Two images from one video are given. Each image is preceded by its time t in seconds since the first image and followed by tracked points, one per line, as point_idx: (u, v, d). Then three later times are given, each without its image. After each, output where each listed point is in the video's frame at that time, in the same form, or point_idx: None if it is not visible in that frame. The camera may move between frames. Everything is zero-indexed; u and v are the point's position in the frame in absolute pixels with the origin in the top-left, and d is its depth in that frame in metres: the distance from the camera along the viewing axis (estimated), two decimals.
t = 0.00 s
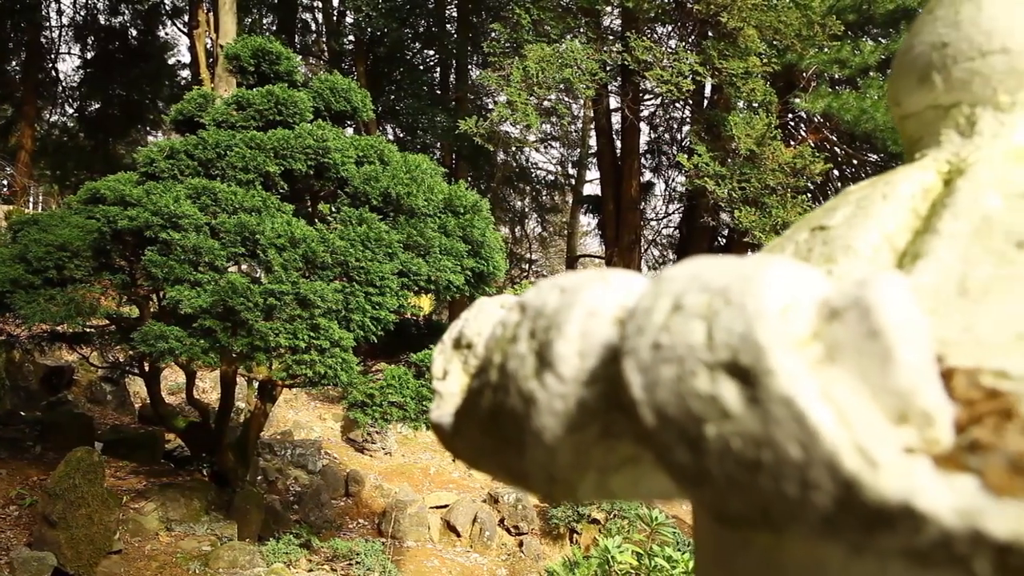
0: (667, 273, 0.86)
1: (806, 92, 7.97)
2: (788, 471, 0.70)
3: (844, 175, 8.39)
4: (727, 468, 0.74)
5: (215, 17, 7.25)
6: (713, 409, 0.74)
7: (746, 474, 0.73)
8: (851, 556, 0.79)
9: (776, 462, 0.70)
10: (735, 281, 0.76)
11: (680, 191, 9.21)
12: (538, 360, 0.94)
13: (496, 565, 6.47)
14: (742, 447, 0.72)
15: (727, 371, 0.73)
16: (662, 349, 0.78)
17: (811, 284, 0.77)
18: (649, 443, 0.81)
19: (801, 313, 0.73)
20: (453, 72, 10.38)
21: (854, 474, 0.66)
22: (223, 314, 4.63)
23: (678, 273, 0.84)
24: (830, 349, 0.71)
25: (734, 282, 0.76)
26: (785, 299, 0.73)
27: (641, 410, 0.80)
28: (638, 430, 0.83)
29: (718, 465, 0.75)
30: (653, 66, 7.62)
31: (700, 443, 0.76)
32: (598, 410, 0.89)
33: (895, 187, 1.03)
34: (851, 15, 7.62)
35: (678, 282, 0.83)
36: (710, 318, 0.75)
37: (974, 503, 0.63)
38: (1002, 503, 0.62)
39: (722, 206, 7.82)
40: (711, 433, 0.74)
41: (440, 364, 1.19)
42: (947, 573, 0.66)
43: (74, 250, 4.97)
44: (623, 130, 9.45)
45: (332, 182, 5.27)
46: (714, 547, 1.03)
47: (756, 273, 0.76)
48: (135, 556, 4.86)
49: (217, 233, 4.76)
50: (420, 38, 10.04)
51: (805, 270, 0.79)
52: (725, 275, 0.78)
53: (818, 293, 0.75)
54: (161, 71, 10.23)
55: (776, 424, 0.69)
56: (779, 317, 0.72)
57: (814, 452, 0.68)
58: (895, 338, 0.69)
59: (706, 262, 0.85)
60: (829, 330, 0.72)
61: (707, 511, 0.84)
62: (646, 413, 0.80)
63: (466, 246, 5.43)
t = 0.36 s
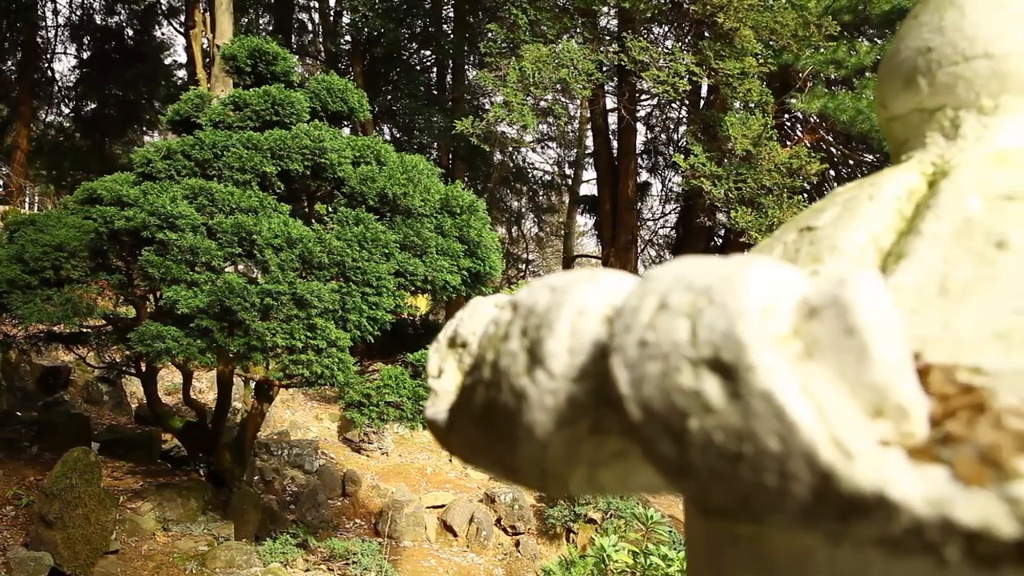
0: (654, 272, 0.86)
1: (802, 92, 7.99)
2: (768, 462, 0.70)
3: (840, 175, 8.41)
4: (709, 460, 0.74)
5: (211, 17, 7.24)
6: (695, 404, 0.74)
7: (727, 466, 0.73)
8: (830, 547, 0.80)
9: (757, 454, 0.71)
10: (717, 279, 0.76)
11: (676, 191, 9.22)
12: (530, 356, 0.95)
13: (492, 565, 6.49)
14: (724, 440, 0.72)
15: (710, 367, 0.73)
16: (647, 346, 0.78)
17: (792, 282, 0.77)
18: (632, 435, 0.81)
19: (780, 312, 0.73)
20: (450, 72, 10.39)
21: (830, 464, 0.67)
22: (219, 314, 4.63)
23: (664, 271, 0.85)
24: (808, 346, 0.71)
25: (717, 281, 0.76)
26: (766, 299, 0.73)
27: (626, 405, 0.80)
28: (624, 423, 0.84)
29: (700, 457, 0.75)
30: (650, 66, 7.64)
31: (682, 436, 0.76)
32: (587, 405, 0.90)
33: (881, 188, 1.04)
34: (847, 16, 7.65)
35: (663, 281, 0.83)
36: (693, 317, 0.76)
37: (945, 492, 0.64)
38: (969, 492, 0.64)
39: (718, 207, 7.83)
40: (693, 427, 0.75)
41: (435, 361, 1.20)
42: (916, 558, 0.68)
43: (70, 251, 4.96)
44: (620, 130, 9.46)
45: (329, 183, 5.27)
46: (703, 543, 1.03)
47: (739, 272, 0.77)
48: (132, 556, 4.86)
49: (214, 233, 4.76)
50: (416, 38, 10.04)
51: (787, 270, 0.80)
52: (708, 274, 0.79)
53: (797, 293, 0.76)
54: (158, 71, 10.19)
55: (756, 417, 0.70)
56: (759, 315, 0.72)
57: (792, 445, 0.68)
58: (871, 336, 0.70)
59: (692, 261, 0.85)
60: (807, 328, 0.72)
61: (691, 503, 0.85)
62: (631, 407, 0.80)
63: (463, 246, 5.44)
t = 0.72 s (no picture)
0: (642, 271, 0.87)
1: (800, 92, 8.00)
2: (751, 455, 0.71)
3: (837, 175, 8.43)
4: (695, 453, 0.75)
5: (209, 17, 7.24)
6: (681, 399, 0.75)
7: (712, 459, 0.74)
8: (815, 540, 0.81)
9: (741, 447, 0.71)
10: (704, 278, 0.77)
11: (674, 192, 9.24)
12: (523, 354, 0.96)
13: (490, 564, 6.50)
14: (709, 434, 0.73)
15: (695, 364, 0.74)
16: (635, 343, 0.78)
17: (778, 281, 0.78)
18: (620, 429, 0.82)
19: (764, 311, 0.74)
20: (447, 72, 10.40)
21: (810, 457, 0.68)
22: (218, 314, 4.64)
23: (652, 270, 0.85)
24: (791, 343, 0.72)
25: (703, 280, 0.77)
26: (751, 298, 0.74)
27: (615, 401, 0.80)
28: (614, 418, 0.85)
29: (686, 451, 0.76)
30: (647, 67, 7.66)
31: (669, 430, 0.77)
32: (579, 401, 0.91)
33: (869, 189, 1.05)
34: (844, 17, 7.67)
35: (651, 279, 0.83)
36: (680, 314, 0.76)
37: (919, 483, 0.65)
38: (944, 483, 0.65)
39: (716, 207, 7.85)
40: (680, 422, 0.75)
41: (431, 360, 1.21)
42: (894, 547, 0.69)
43: (69, 251, 4.97)
44: (617, 130, 9.47)
45: (326, 183, 5.28)
46: (695, 536, 1.04)
47: (725, 271, 0.77)
48: (130, 556, 4.86)
49: (212, 233, 4.77)
50: (414, 38, 10.04)
51: (772, 269, 0.80)
52: (695, 273, 0.80)
53: (782, 291, 0.76)
54: (155, 70, 10.18)
55: (740, 411, 0.71)
56: (744, 313, 0.73)
57: (774, 438, 0.69)
58: (852, 334, 0.70)
59: (680, 260, 0.86)
60: (791, 326, 0.73)
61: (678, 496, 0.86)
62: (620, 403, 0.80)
63: (460, 246, 5.46)
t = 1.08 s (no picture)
0: (628, 270, 0.88)
1: (795, 92, 8.02)
2: (730, 447, 0.72)
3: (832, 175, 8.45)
4: (678, 445, 0.76)
5: (204, 17, 7.23)
6: (664, 393, 0.76)
7: (694, 451, 0.75)
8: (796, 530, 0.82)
9: (722, 439, 0.72)
10: (687, 277, 0.78)
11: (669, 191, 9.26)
12: (513, 350, 0.97)
13: (486, 564, 6.51)
14: (690, 426, 0.74)
15: (677, 358, 0.75)
16: (621, 339, 0.79)
17: (759, 280, 0.79)
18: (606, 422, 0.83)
19: (744, 308, 0.75)
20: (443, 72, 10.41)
21: (786, 448, 0.69)
22: (214, 314, 4.64)
23: (638, 269, 0.87)
24: (770, 339, 0.73)
25: (686, 278, 0.78)
26: (731, 296, 0.75)
27: (601, 395, 0.81)
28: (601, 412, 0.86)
29: (669, 443, 0.77)
30: (643, 66, 7.66)
31: (652, 423, 0.78)
32: (567, 397, 0.92)
33: (854, 191, 1.07)
34: (840, 17, 7.69)
35: (636, 278, 0.85)
36: (663, 312, 0.77)
37: (890, 473, 0.67)
38: (914, 472, 0.66)
39: (711, 206, 7.86)
40: (664, 416, 0.76)
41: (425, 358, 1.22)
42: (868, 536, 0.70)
43: (64, 251, 4.96)
44: (613, 130, 9.49)
45: (322, 183, 5.28)
46: (684, 530, 1.05)
47: (707, 271, 0.78)
48: (126, 555, 4.86)
49: (208, 233, 4.77)
50: (410, 38, 10.03)
51: (754, 269, 0.81)
52: (678, 272, 0.81)
53: (763, 289, 0.78)
54: (151, 70, 10.18)
55: (720, 405, 0.72)
56: (725, 311, 0.74)
57: (752, 430, 0.70)
58: (829, 330, 0.71)
59: (665, 260, 0.87)
60: (769, 322, 0.74)
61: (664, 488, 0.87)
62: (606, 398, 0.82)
63: (455, 246, 5.48)
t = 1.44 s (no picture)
0: (612, 269, 0.90)
1: (790, 92, 8.05)
2: (706, 437, 0.74)
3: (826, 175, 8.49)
4: (657, 436, 0.78)
5: (200, 17, 7.23)
6: (644, 386, 0.78)
7: (672, 441, 0.77)
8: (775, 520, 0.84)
9: (697, 429, 0.74)
10: (666, 276, 0.80)
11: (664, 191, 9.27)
12: (502, 347, 0.99)
13: (482, 563, 6.53)
14: (668, 417, 0.76)
15: (656, 353, 0.77)
16: (603, 335, 0.81)
17: (736, 279, 0.81)
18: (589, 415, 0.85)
19: (719, 306, 0.77)
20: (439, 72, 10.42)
21: (758, 438, 0.71)
22: (210, 314, 4.65)
23: (621, 268, 0.88)
24: (744, 335, 0.75)
25: (665, 277, 0.80)
26: (708, 294, 0.77)
27: (585, 389, 0.83)
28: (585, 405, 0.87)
29: (649, 434, 0.79)
30: (638, 67, 7.68)
31: (633, 415, 0.79)
32: (553, 391, 0.93)
33: (835, 193, 1.09)
34: (835, 17, 7.73)
35: (619, 276, 0.86)
36: (643, 309, 0.79)
37: (854, 461, 0.68)
38: (877, 460, 0.68)
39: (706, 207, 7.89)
40: (644, 408, 0.78)
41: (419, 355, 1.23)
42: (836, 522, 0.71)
43: (60, 251, 4.97)
44: (608, 130, 9.50)
45: (317, 183, 5.29)
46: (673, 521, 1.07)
47: (685, 270, 0.80)
48: (122, 555, 4.86)
49: (203, 234, 4.78)
50: (405, 38, 10.03)
51: (732, 269, 0.83)
52: (658, 271, 0.83)
53: (739, 288, 0.79)
54: (146, 70, 10.22)
55: (695, 396, 0.73)
56: (701, 308, 0.76)
57: (725, 420, 0.72)
58: (800, 326, 0.73)
59: (648, 259, 0.89)
60: (744, 319, 0.76)
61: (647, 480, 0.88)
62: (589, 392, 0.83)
63: (451, 246, 5.49)
